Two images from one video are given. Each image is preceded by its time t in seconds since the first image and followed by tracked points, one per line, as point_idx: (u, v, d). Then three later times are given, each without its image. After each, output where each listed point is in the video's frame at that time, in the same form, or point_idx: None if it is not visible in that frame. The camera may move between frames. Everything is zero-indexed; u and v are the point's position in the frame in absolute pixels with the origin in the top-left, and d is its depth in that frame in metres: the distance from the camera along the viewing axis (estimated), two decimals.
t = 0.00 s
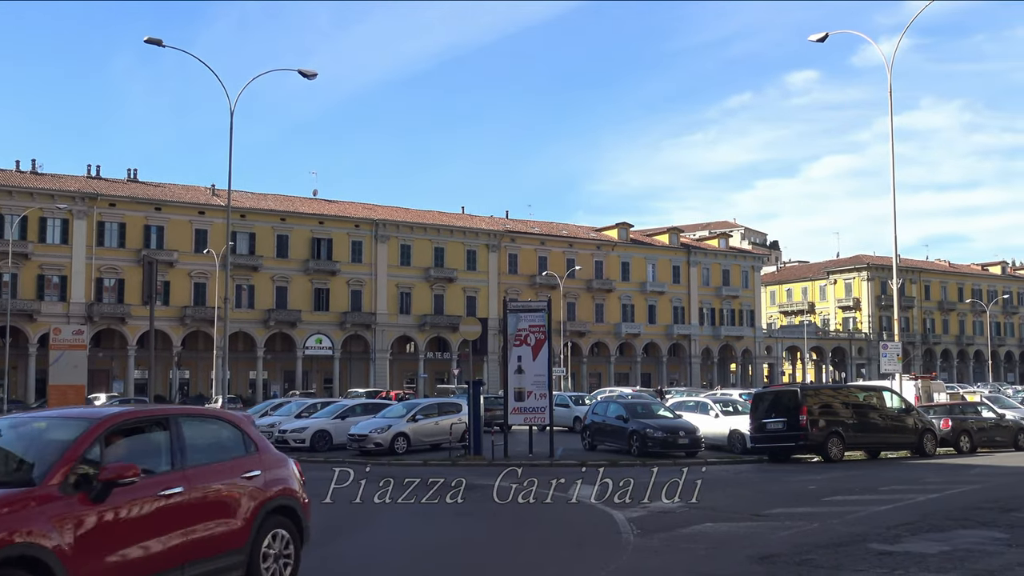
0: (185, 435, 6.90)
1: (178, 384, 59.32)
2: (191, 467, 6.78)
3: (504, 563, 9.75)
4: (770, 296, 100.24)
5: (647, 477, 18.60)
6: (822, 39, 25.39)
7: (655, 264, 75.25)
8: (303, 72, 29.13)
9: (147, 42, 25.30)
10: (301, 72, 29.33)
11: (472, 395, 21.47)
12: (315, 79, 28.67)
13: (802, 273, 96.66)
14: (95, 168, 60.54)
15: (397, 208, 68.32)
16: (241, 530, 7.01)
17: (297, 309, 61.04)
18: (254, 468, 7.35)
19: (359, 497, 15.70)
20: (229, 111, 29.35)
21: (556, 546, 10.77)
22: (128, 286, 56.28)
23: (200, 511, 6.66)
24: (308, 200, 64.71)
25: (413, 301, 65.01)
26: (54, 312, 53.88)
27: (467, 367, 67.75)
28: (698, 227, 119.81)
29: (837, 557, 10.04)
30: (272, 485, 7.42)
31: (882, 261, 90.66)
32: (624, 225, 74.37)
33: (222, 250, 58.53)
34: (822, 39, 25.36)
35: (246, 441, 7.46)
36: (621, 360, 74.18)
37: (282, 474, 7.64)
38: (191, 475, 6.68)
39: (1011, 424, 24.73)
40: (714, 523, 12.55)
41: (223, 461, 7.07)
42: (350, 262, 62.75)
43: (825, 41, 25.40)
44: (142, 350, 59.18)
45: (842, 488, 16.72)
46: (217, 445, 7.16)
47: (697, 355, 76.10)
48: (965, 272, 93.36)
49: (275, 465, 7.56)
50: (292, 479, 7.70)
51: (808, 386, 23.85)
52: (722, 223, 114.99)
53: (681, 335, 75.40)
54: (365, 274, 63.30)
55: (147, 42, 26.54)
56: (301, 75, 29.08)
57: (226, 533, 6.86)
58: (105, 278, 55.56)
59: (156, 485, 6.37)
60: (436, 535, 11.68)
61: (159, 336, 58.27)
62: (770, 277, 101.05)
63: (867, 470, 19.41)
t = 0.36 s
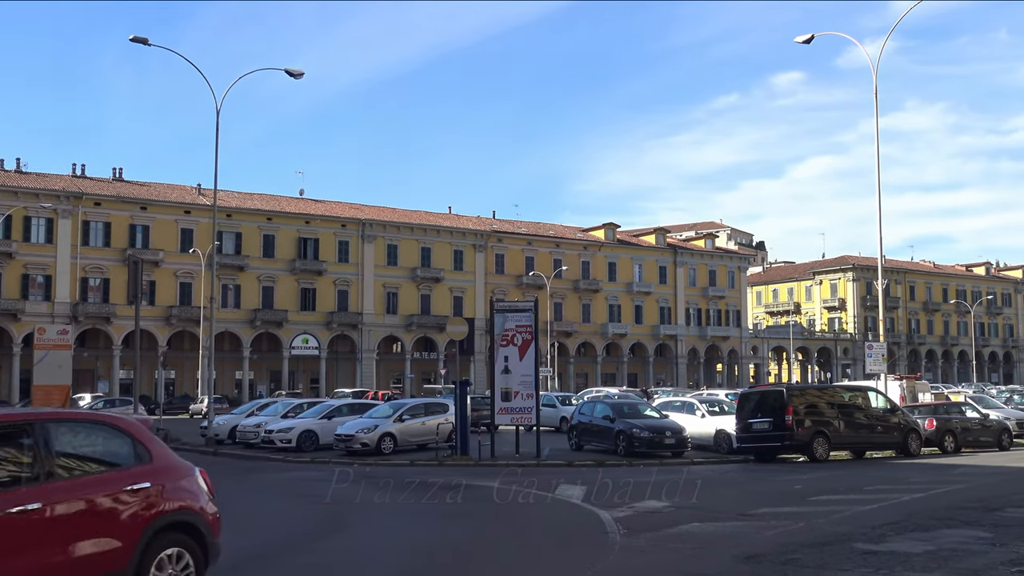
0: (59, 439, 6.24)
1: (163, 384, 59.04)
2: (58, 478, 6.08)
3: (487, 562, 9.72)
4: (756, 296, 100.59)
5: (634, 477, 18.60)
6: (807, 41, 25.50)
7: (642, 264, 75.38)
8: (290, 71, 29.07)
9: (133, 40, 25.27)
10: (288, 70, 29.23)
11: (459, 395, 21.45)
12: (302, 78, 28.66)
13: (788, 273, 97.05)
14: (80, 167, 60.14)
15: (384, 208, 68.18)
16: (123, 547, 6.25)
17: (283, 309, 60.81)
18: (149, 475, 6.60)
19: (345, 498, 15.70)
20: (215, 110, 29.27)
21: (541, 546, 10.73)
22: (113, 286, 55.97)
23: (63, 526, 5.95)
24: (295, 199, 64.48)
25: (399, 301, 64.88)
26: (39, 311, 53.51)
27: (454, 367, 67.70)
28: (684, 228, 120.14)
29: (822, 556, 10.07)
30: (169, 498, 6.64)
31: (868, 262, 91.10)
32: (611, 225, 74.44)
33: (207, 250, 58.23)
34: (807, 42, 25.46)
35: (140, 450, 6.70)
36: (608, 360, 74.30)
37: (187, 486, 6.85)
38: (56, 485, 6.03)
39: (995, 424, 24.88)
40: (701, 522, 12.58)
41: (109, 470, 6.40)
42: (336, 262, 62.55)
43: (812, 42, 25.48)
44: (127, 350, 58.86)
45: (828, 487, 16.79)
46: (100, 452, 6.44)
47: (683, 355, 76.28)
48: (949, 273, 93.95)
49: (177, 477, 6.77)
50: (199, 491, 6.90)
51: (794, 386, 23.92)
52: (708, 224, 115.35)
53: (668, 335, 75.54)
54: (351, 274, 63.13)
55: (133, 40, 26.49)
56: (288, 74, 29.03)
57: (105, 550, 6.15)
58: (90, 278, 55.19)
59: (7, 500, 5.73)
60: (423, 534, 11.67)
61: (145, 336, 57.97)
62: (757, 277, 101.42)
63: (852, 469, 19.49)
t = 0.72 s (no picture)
0: None
1: (149, 384, 58.72)
2: None
3: (474, 563, 9.67)
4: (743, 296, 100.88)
5: (622, 477, 18.60)
6: (794, 42, 25.54)
7: (630, 264, 75.48)
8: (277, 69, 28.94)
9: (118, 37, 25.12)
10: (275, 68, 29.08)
11: (446, 395, 21.39)
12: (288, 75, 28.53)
13: (775, 274, 97.37)
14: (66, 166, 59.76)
15: (371, 208, 68.00)
16: None
17: (270, 308, 60.61)
18: None
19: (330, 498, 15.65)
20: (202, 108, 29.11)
21: (526, 546, 10.68)
22: (100, 285, 55.63)
23: None
24: (282, 198, 64.21)
25: (387, 301, 64.76)
26: (24, 311, 53.07)
27: (441, 367, 67.65)
28: (672, 228, 120.36)
29: (809, 555, 10.07)
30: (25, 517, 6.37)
31: (854, 262, 91.49)
32: (599, 225, 74.46)
33: (194, 249, 57.93)
34: (795, 42, 25.51)
35: None
36: (596, 360, 74.37)
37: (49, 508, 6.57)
38: None
39: (981, 423, 25.00)
40: (688, 522, 12.57)
41: None
42: (324, 262, 62.36)
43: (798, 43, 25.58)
44: (113, 349, 58.52)
45: (815, 487, 16.81)
46: None
47: (671, 354, 76.40)
48: (935, 273, 94.46)
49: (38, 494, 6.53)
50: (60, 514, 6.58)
51: (781, 385, 23.99)
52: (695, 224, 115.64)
53: (655, 335, 75.66)
54: (339, 273, 62.96)
55: (119, 38, 26.35)
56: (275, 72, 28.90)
57: None
58: (76, 277, 54.83)
59: None
60: (409, 534, 11.63)
61: (131, 336, 57.65)
62: (744, 277, 101.71)
63: (839, 469, 19.54)
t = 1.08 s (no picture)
0: None
1: (136, 384, 58.44)
2: None
3: (462, 562, 9.67)
4: (731, 296, 101.18)
5: (609, 477, 18.61)
6: (783, 43, 25.63)
7: (618, 265, 75.58)
8: (265, 68, 28.86)
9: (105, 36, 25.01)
10: (263, 68, 28.99)
11: (434, 396, 21.34)
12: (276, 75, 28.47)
13: (762, 274, 97.68)
14: (52, 166, 59.38)
15: (359, 208, 67.86)
16: None
17: (257, 308, 60.41)
18: None
19: (316, 499, 15.59)
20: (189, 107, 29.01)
21: (515, 546, 10.68)
22: (86, 284, 55.31)
23: None
24: (270, 198, 64.00)
25: (375, 301, 64.65)
26: (9, 311, 52.67)
27: (429, 367, 67.59)
28: (661, 228, 120.62)
29: (796, 555, 10.09)
30: None
31: (841, 262, 91.89)
32: (587, 225, 74.52)
33: (181, 249, 57.66)
34: (783, 43, 25.60)
35: None
36: (584, 360, 74.44)
37: None
38: None
39: (966, 423, 25.14)
40: (676, 522, 12.58)
41: None
42: (312, 262, 62.19)
43: (786, 44, 25.65)
44: (99, 350, 58.17)
45: (802, 486, 16.85)
46: None
47: (659, 355, 76.53)
48: (921, 274, 94.96)
49: None
50: None
51: (769, 386, 24.05)
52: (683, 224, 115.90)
53: (643, 335, 75.76)
54: (327, 273, 62.80)
55: (106, 37, 26.26)
56: (263, 71, 28.81)
57: None
58: (62, 277, 54.51)
59: None
60: (397, 534, 11.59)
61: (117, 336, 57.36)
62: (731, 277, 102.02)
63: (826, 468, 19.59)
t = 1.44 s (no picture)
0: None
1: (117, 384, 57.97)
2: None
3: (445, 562, 9.63)
4: (713, 296, 101.52)
5: (593, 476, 18.62)
6: (765, 44, 25.74)
7: (601, 265, 75.72)
8: (248, 66, 28.73)
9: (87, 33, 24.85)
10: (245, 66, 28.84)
11: (417, 395, 21.28)
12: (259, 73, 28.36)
13: (745, 275, 98.09)
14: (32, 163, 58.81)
15: (343, 207, 67.62)
16: None
17: (239, 307, 60.08)
18: None
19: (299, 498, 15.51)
20: (171, 105, 28.84)
21: (498, 546, 10.65)
22: (67, 283, 54.83)
23: None
24: (252, 197, 63.65)
25: (358, 301, 64.45)
26: None
27: (412, 366, 67.46)
28: (644, 228, 120.94)
29: (777, 554, 10.11)
30: None
31: (822, 262, 92.42)
32: (570, 225, 74.57)
33: (163, 247, 57.26)
34: (765, 45, 25.72)
35: None
36: (567, 360, 74.50)
37: None
38: None
39: (946, 422, 25.32)
40: (658, 521, 12.59)
41: None
42: (295, 261, 61.91)
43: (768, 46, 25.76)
44: (80, 349, 57.66)
45: (784, 486, 16.90)
46: None
47: (642, 354, 76.67)
48: (902, 275, 95.63)
49: None
50: None
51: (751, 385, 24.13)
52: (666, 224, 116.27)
53: (626, 335, 75.90)
54: (310, 272, 62.53)
55: (88, 34, 26.07)
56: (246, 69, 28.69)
57: None
58: (42, 276, 54.03)
59: None
60: (379, 533, 11.54)
61: (98, 335, 56.93)
62: (714, 277, 102.38)
63: (807, 467, 19.68)
